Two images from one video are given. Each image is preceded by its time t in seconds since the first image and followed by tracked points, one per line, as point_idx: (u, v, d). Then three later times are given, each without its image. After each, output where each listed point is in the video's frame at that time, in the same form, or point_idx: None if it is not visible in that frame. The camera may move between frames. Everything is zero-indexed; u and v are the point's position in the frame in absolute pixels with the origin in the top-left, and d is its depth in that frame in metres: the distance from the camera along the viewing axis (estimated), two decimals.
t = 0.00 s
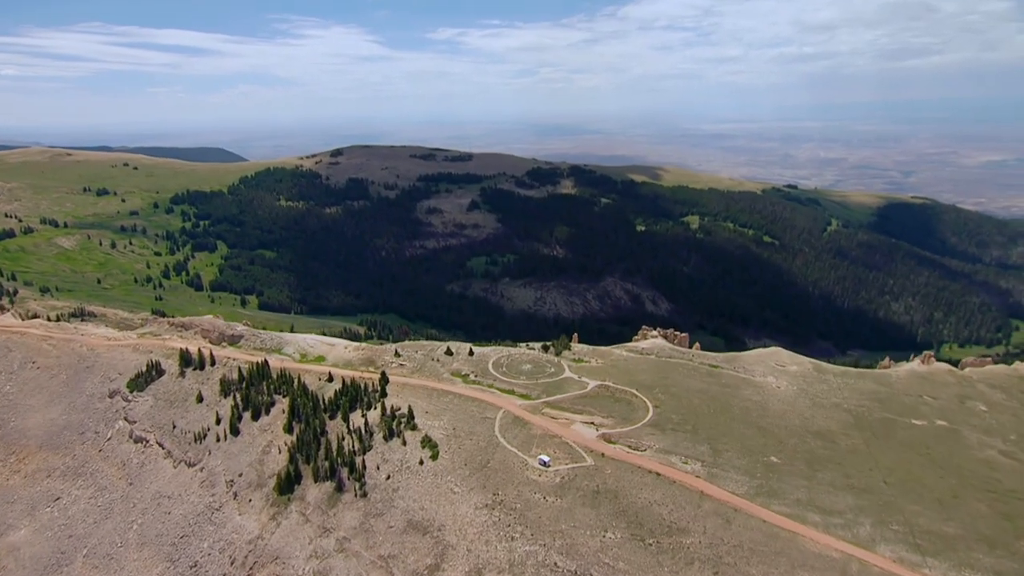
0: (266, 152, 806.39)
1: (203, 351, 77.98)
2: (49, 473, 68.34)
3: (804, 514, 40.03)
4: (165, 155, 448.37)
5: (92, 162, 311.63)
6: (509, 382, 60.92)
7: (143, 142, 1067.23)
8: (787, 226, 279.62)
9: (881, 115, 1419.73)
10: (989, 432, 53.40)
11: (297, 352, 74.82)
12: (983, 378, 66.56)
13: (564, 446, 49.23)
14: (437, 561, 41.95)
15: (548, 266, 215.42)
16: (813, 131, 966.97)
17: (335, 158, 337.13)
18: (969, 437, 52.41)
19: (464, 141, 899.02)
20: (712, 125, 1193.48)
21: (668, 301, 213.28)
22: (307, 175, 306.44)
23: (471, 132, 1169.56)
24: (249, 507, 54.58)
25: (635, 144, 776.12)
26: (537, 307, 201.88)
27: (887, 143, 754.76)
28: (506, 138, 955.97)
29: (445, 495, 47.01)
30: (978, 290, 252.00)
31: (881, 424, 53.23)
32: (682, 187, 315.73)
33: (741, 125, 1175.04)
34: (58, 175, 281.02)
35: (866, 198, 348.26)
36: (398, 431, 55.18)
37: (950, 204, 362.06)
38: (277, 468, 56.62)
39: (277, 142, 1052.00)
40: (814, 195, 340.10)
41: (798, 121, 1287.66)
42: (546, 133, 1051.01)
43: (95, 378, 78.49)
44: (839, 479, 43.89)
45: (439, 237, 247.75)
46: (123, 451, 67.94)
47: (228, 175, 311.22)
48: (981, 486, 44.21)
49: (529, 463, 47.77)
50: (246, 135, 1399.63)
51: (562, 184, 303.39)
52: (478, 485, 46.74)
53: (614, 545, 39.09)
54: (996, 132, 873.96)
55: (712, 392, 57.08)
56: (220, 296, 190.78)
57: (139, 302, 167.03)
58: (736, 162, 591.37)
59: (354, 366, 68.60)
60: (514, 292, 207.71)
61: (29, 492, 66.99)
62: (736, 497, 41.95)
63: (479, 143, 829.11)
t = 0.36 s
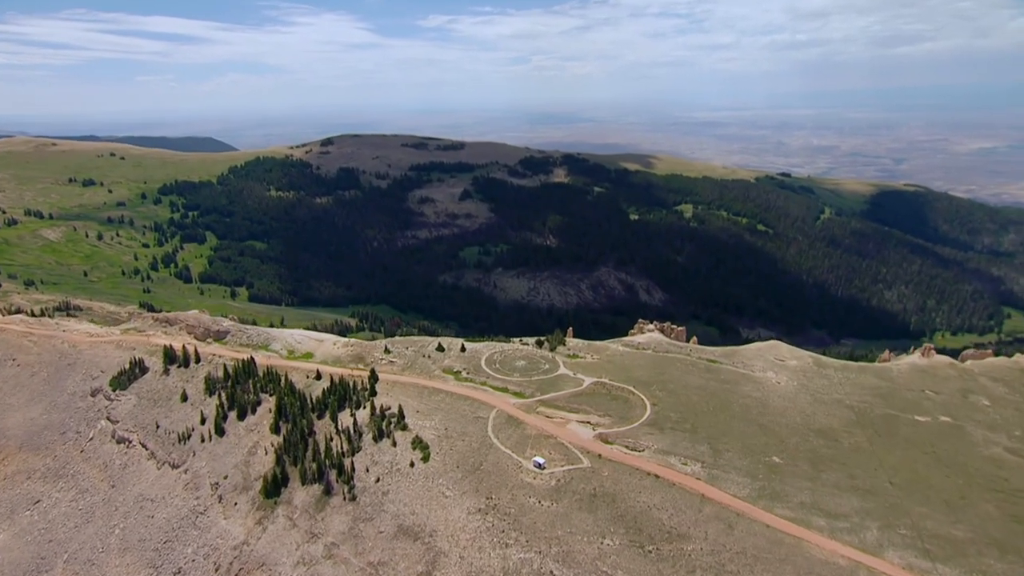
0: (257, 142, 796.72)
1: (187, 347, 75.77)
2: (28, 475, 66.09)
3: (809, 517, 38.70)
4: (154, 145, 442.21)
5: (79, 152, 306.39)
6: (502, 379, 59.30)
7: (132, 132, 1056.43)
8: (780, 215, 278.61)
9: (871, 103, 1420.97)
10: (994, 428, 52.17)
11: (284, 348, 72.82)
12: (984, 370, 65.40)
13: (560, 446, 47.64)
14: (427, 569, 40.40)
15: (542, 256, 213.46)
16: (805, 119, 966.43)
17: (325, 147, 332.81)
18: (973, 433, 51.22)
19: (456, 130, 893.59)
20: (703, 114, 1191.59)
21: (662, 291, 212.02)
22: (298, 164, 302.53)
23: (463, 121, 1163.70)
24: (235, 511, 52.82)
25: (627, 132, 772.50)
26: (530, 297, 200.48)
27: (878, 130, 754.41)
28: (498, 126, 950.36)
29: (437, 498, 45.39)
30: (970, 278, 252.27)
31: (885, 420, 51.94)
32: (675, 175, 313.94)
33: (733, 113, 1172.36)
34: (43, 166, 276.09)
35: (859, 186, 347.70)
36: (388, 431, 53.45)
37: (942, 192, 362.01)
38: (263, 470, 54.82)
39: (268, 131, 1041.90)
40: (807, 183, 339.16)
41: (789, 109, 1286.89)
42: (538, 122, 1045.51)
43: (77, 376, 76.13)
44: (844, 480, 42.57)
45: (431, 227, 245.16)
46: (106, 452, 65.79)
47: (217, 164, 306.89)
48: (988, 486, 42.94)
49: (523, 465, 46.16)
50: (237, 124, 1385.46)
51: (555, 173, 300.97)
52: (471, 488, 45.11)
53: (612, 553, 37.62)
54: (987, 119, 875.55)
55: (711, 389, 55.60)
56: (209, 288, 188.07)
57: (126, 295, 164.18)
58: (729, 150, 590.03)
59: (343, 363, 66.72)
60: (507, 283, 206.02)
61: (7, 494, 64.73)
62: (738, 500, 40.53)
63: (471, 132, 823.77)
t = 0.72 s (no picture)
0: (247, 131, 786.75)
1: (172, 344, 73.60)
2: (7, 477, 63.70)
3: (815, 522, 37.40)
4: (141, 134, 435.59)
5: (64, 142, 300.90)
6: (495, 376, 57.63)
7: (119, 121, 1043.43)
8: (774, 203, 277.21)
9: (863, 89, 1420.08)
10: (999, 424, 51.02)
11: (272, 345, 70.82)
12: (986, 364, 64.22)
13: (556, 448, 46.02)
14: None
15: (535, 245, 211.46)
16: (797, 106, 963.72)
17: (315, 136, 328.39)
18: (978, 429, 50.02)
19: (447, 117, 886.88)
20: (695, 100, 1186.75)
21: (656, 280, 210.65)
22: (287, 153, 298.40)
23: (454, 108, 1154.76)
24: (220, 516, 51.07)
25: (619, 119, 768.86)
26: (523, 287, 198.87)
27: (870, 117, 754.83)
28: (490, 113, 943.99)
29: (428, 503, 43.77)
30: (962, 265, 252.23)
31: (888, 416, 50.61)
32: (668, 163, 311.88)
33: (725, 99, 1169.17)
34: (27, 156, 270.91)
35: (851, 173, 346.83)
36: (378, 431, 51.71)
37: (934, 179, 361.80)
38: (249, 473, 53.00)
39: (259, 120, 1032.33)
40: (800, 170, 338.01)
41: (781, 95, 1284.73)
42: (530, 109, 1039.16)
43: (57, 374, 73.71)
44: (848, 481, 41.29)
45: (423, 216, 242.57)
46: (88, 454, 63.64)
47: (205, 154, 302.29)
48: (996, 486, 41.77)
49: (517, 468, 44.57)
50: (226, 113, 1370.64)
51: (547, 161, 298.29)
52: (464, 492, 43.49)
53: (611, 561, 36.22)
54: (979, 105, 876.57)
55: (710, 385, 54.19)
56: (198, 280, 185.33)
57: (114, 287, 161.29)
58: (721, 137, 587.72)
59: (332, 360, 64.86)
60: (500, 273, 204.20)
61: None
62: (741, 504, 39.16)
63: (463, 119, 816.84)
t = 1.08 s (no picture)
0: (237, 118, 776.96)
1: (157, 341, 71.30)
2: None
3: (823, 527, 36.03)
4: (129, 122, 429.06)
5: (50, 131, 295.58)
6: (490, 373, 55.97)
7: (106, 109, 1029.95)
8: (769, 189, 275.38)
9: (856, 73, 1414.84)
10: (1007, 419, 49.65)
11: (260, 341, 68.79)
12: (990, 354, 62.97)
13: (554, 449, 44.39)
14: None
15: (529, 233, 209.12)
16: (791, 91, 958.89)
17: (306, 123, 323.62)
18: (985, 424, 48.73)
19: (439, 103, 879.00)
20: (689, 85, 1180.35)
21: (651, 267, 209.01)
22: (278, 141, 294.09)
23: (446, 95, 1143.88)
24: (207, 521, 49.27)
25: (612, 104, 763.61)
26: (518, 276, 197.09)
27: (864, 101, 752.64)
28: (482, 99, 936.32)
29: (420, 508, 42.22)
30: (956, 251, 251.67)
31: (893, 412, 49.31)
32: (663, 149, 309.29)
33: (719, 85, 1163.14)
34: (12, 145, 265.62)
35: (846, 158, 345.16)
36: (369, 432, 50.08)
37: (929, 164, 360.64)
38: (236, 476, 51.27)
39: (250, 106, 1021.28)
40: (796, 156, 336.07)
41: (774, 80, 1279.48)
42: (523, 95, 1029.84)
43: (39, 372, 71.11)
44: (856, 482, 39.93)
45: (417, 204, 239.80)
46: (70, 455, 61.35)
47: (194, 142, 297.55)
48: (1009, 485, 40.46)
49: (513, 470, 42.97)
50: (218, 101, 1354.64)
51: (541, 148, 295.20)
52: (458, 496, 41.90)
53: (612, 570, 34.76)
54: (972, 89, 874.86)
55: (711, 380, 52.75)
56: (189, 272, 182.52)
57: (102, 279, 158.43)
58: (715, 122, 584.88)
59: (321, 356, 63.01)
60: (495, 262, 202.23)
61: None
62: (746, 508, 37.81)
63: (456, 105, 809.78)
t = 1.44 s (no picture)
0: (225, 104, 766.12)
1: (140, 336, 69.11)
2: None
3: (829, 530, 34.73)
4: (115, 109, 421.28)
5: (33, 117, 289.37)
6: (483, 368, 54.35)
7: (91, 95, 1014.27)
8: (763, 174, 273.57)
9: (848, 56, 1411.66)
10: (1013, 412, 48.45)
11: (245, 336, 66.83)
12: (993, 343, 61.74)
13: (549, 449, 42.88)
14: None
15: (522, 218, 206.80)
16: (784, 73, 953.90)
17: (296, 109, 318.41)
18: (991, 417, 47.56)
19: (430, 88, 868.79)
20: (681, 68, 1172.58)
21: (645, 253, 207.31)
22: (266, 127, 289.28)
23: (436, 79, 1131.92)
24: (190, 525, 47.56)
25: (605, 89, 756.99)
26: (511, 263, 195.24)
27: (856, 85, 749.99)
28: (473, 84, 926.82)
29: (411, 512, 40.65)
30: (949, 234, 251.02)
31: (897, 405, 48.05)
32: (656, 133, 306.71)
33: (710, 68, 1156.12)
34: None
35: (840, 141, 343.42)
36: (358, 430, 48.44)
37: (921, 147, 359.53)
38: (220, 478, 49.57)
39: (240, 92, 1007.66)
40: (789, 139, 334.21)
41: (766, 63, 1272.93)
42: (514, 79, 1020.56)
43: (17, 369, 68.01)
44: (862, 481, 38.66)
45: (408, 190, 236.85)
46: (49, 455, 59.08)
47: (181, 128, 292.31)
48: (1018, 483, 39.27)
49: (508, 472, 41.47)
50: (207, 86, 1337.10)
51: (533, 132, 292.02)
52: (450, 500, 40.35)
53: None
54: (964, 71, 873.55)
55: (711, 375, 51.39)
56: (177, 261, 179.51)
57: (88, 270, 155.34)
58: (708, 106, 580.97)
59: (309, 351, 61.18)
60: (487, 249, 200.05)
61: None
62: (749, 510, 36.51)
63: (446, 90, 801.03)
